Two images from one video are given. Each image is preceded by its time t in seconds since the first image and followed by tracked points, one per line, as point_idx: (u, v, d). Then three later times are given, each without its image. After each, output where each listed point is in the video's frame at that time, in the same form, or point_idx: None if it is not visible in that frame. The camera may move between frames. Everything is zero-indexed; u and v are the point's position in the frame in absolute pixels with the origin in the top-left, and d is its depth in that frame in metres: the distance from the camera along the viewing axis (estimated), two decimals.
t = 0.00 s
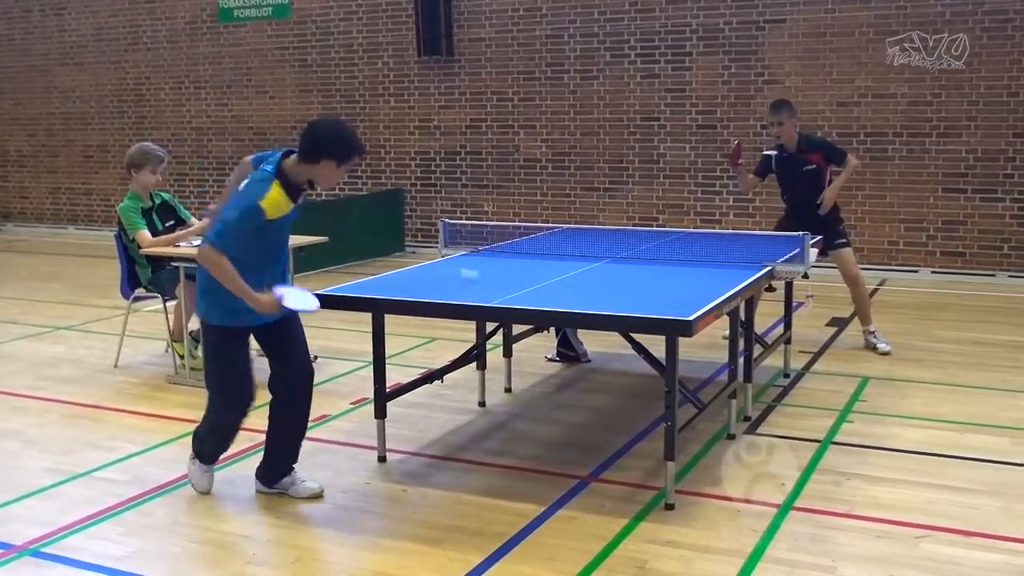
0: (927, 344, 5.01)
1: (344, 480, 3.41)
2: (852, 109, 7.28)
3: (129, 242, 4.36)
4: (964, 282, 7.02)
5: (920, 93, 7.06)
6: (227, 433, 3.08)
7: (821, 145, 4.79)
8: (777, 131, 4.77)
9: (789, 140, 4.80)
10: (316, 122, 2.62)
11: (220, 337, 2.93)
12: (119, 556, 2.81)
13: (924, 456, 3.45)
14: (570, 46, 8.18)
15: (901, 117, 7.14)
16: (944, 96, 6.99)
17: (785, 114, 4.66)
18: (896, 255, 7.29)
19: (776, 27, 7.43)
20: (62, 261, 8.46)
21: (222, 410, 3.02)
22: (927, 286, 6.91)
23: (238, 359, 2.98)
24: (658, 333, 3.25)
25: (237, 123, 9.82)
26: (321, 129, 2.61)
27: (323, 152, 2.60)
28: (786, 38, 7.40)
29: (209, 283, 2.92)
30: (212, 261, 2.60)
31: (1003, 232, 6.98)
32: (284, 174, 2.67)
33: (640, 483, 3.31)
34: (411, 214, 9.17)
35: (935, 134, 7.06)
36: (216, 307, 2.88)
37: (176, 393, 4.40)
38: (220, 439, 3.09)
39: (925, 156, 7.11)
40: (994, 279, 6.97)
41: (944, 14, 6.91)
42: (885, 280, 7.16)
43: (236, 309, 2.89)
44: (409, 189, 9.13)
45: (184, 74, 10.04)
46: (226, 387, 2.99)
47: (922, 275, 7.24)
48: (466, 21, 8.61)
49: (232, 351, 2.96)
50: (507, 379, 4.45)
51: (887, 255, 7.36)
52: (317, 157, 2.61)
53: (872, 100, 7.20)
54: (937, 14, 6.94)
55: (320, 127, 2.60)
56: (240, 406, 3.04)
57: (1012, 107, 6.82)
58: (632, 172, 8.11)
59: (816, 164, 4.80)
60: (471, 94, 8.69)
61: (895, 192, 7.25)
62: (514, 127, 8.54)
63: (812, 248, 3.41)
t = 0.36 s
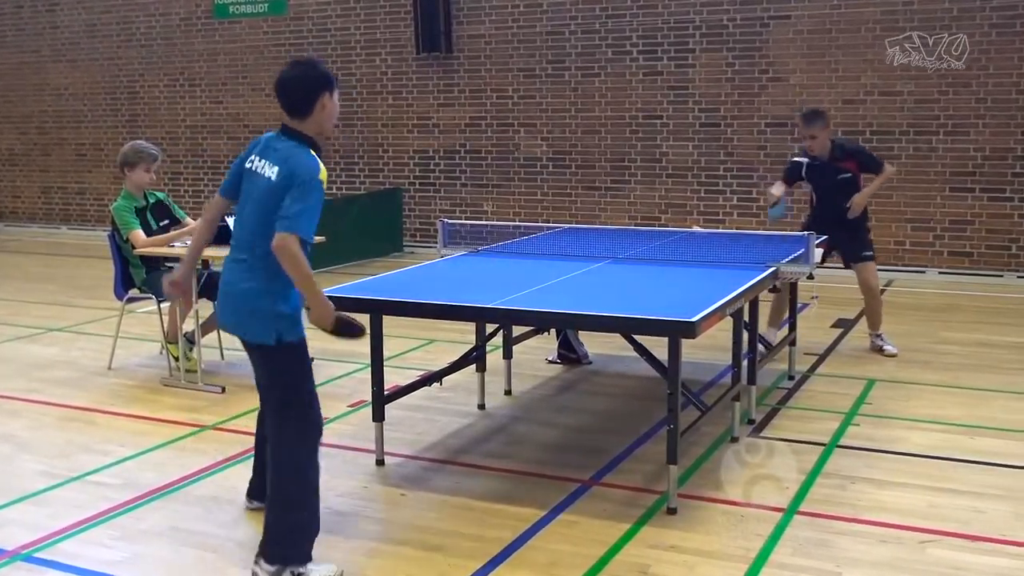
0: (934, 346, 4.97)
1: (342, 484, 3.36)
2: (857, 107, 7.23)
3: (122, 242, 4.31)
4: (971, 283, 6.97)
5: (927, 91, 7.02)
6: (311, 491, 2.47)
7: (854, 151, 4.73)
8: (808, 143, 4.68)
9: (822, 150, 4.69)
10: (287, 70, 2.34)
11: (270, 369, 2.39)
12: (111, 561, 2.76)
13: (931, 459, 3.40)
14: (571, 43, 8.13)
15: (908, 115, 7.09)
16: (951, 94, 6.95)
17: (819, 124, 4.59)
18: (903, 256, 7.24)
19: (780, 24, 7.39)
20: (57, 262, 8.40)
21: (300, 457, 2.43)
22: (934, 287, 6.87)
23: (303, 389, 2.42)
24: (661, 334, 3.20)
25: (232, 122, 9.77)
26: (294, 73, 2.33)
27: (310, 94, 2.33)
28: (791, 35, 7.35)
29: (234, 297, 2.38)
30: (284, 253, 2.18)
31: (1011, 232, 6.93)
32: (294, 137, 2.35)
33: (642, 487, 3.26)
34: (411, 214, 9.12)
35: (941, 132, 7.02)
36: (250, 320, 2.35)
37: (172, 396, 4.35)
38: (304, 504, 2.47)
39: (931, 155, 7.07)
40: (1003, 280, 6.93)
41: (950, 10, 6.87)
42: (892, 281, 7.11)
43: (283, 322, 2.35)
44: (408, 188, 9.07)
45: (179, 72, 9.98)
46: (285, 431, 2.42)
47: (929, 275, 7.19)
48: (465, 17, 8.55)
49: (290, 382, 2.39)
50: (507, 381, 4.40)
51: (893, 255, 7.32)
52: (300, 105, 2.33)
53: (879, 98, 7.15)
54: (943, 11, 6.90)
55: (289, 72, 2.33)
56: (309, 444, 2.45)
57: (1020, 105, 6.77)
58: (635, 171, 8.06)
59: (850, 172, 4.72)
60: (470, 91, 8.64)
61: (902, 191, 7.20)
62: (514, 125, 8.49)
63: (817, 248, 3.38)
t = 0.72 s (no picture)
0: (936, 346, 4.96)
1: (341, 485, 3.35)
2: (858, 106, 7.23)
3: (121, 243, 4.30)
4: (973, 283, 6.97)
5: (928, 91, 7.01)
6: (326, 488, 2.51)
7: (834, 147, 4.71)
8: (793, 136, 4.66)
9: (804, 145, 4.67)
10: (266, 55, 2.33)
11: (286, 363, 2.38)
12: (110, 562, 2.74)
13: (933, 460, 3.39)
14: (572, 43, 8.12)
15: (910, 115, 7.09)
16: (953, 94, 6.94)
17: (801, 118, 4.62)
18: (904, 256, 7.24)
19: (782, 23, 7.38)
20: (56, 262, 8.40)
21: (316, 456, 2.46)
22: (936, 287, 6.85)
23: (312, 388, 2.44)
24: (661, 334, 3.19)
25: (231, 121, 9.76)
26: (277, 55, 2.32)
27: (294, 79, 2.33)
28: (793, 34, 7.35)
29: (247, 294, 2.36)
30: (330, 238, 2.28)
31: (1013, 232, 6.92)
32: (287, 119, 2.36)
33: (642, 487, 3.25)
34: (411, 213, 9.11)
35: (943, 132, 7.01)
36: (270, 314, 2.35)
37: (170, 396, 4.34)
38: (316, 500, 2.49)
39: (933, 155, 7.06)
40: (1005, 280, 6.92)
41: (952, 9, 6.86)
42: (894, 281, 7.11)
43: (305, 311, 2.39)
44: (407, 188, 9.06)
45: (178, 72, 9.96)
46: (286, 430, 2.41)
47: (930, 276, 7.19)
48: (465, 17, 8.54)
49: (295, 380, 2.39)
50: (507, 382, 4.39)
51: (894, 255, 7.31)
52: (285, 86, 2.34)
53: (880, 97, 7.14)
54: (945, 10, 6.89)
55: (270, 53, 2.32)
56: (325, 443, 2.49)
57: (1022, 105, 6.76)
58: (635, 171, 8.05)
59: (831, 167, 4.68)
60: (470, 91, 8.63)
61: (903, 191, 7.20)
62: (514, 124, 8.48)
63: (818, 247, 3.38)
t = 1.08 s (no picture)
0: (937, 348, 4.96)
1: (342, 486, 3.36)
2: (858, 108, 7.23)
3: (122, 245, 4.30)
4: (975, 285, 6.96)
5: (929, 93, 7.01)
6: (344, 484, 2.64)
7: (852, 147, 4.72)
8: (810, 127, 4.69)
9: (822, 137, 4.70)
10: (236, 94, 2.45)
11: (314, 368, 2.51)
12: (111, 564, 2.75)
13: (934, 462, 3.39)
14: (572, 45, 8.12)
15: (910, 116, 7.08)
16: (953, 96, 6.94)
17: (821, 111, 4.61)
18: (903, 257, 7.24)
19: (782, 25, 7.38)
20: (57, 263, 8.40)
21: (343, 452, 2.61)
22: (937, 289, 6.85)
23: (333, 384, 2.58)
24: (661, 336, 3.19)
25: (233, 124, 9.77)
26: (246, 96, 2.44)
27: (263, 112, 2.44)
28: (793, 36, 7.34)
29: (273, 308, 2.42)
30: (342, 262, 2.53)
31: (1013, 233, 6.92)
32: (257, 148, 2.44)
33: (643, 489, 3.25)
34: (412, 215, 9.11)
35: (943, 134, 7.00)
36: (302, 320, 2.45)
37: (171, 398, 4.34)
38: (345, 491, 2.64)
39: (933, 156, 7.06)
40: (1005, 281, 6.92)
41: (952, 12, 6.86)
42: (894, 283, 7.11)
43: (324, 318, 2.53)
44: (408, 189, 9.06)
45: (179, 73, 9.97)
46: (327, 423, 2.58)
47: (931, 278, 7.18)
48: (465, 19, 8.55)
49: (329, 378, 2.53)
50: (508, 384, 4.39)
51: (894, 257, 7.31)
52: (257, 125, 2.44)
53: (880, 99, 7.14)
54: (945, 12, 6.89)
55: (239, 95, 2.44)
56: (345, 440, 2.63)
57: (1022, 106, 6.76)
58: (635, 173, 8.05)
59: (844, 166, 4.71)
60: (471, 93, 8.63)
61: (903, 193, 7.20)
62: (515, 126, 8.48)
63: (818, 249, 3.38)
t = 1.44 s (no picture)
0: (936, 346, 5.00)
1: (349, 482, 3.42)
2: (858, 110, 7.25)
3: (133, 244, 4.37)
4: (974, 284, 6.99)
5: (927, 95, 7.03)
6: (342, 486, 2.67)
7: (846, 160, 4.70)
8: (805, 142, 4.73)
9: (817, 151, 4.71)
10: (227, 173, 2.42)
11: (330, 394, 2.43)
12: (124, 557, 2.81)
13: (932, 458, 3.44)
14: (576, 48, 8.16)
15: (909, 117, 7.11)
16: (951, 97, 6.96)
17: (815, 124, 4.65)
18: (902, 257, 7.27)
19: (782, 28, 7.41)
20: (65, 262, 8.47)
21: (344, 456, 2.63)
22: (936, 289, 6.88)
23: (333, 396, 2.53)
24: (663, 334, 3.24)
25: (240, 125, 9.84)
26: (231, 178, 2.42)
27: (257, 192, 2.42)
28: (793, 38, 7.37)
29: (304, 338, 2.30)
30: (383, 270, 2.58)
31: (1011, 233, 6.94)
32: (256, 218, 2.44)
33: (645, 485, 3.31)
34: (417, 215, 9.17)
35: (942, 135, 7.03)
36: (326, 350, 2.35)
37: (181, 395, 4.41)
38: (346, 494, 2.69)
39: (932, 157, 7.09)
40: (1002, 281, 6.95)
41: (952, 14, 6.88)
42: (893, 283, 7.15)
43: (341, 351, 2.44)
44: (414, 190, 9.12)
45: (187, 74, 10.03)
46: (332, 430, 2.57)
47: (930, 277, 7.22)
48: (470, 21, 8.59)
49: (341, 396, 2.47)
50: (512, 381, 4.45)
51: (893, 256, 7.34)
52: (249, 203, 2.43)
53: (879, 101, 7.17)
54: (944, 15, 6.91)
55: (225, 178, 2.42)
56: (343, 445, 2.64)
57: (1019, 108, 6.78)
58: (637, 174, 8.09)
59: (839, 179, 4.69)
60: (475, 95, 8.68)
61: (902, 194, 7.23)
62: (519, 127, 8.52)
63: (818, 249, 3.43)
